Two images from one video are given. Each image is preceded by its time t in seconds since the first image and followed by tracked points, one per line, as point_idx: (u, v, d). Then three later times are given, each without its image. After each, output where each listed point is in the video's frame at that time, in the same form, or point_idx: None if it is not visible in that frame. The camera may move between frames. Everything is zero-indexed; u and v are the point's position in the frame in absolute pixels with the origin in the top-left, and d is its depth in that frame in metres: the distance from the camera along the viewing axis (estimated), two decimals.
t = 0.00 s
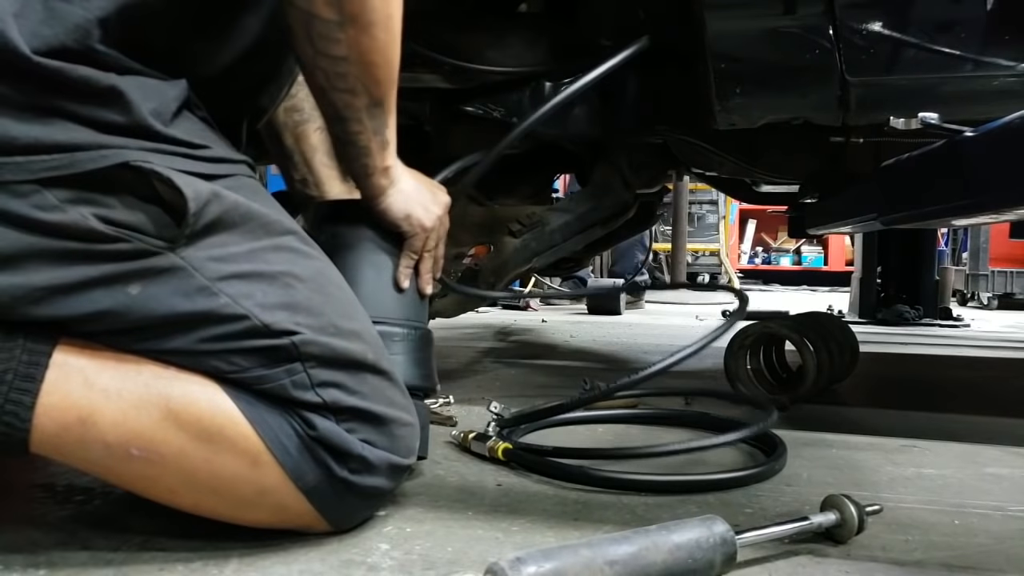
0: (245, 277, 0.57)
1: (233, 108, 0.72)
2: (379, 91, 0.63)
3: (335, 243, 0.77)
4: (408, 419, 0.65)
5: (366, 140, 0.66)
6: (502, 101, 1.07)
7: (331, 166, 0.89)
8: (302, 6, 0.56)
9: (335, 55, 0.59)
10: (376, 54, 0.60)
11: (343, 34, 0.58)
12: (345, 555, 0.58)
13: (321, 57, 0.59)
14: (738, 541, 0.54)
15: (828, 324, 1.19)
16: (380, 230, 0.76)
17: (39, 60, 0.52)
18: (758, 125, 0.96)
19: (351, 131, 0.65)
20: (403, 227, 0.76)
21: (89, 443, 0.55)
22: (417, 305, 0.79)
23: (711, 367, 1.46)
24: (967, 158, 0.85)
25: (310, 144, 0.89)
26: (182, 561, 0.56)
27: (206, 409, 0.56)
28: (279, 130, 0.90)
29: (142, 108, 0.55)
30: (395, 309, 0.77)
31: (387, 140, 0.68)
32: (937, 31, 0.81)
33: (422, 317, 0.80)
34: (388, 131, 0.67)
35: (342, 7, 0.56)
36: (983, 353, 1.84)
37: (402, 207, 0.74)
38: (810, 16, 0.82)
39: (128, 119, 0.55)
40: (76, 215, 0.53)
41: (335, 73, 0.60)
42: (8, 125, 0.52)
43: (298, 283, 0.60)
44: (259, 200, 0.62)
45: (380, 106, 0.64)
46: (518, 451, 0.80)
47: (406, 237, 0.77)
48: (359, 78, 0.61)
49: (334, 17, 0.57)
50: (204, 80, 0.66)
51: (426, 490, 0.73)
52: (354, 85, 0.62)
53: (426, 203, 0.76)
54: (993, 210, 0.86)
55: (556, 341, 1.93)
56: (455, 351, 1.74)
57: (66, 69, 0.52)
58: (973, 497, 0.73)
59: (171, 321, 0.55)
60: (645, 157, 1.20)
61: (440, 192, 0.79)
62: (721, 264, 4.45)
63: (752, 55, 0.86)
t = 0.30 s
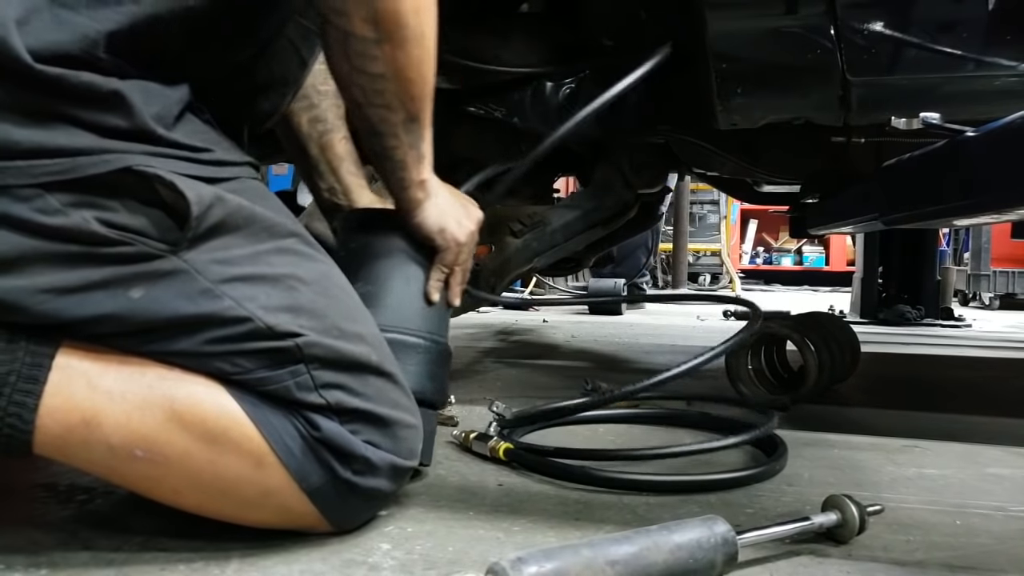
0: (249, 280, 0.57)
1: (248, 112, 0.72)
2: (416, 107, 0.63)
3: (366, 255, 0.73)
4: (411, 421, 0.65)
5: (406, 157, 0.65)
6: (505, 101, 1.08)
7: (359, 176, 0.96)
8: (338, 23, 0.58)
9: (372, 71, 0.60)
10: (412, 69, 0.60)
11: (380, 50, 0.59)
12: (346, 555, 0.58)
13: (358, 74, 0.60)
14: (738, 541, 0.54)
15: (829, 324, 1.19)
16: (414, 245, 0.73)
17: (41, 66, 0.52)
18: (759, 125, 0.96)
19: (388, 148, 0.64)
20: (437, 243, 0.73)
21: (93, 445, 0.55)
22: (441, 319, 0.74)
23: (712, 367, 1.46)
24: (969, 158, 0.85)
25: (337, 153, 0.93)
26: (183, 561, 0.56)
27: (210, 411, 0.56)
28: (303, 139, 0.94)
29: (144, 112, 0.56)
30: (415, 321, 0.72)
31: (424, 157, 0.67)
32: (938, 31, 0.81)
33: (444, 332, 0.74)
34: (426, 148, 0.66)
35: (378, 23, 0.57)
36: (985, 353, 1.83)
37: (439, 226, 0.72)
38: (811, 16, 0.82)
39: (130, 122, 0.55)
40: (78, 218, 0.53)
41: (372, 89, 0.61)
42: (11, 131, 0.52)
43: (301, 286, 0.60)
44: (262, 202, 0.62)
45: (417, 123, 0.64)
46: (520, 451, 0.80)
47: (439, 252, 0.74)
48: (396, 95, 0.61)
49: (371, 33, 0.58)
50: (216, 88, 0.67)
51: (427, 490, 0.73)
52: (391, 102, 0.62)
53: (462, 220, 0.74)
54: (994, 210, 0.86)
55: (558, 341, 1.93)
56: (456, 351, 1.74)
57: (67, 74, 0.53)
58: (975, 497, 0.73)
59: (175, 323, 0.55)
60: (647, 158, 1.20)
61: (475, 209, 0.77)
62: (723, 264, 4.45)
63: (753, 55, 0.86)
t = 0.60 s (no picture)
0: (257, 277, 0.57)
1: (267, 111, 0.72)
2: (454, 113, 0.64)
3: (390, 259, 0.73)
4: (415, 423, 0.65)
5: (443, 164, 0.66)
6: (507, 102, 1.09)
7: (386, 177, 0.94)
8: (380, 30, 0.60)
9: (413, 77, 0.61)
10: (450, 75, 0.62)
11: (422, 55, 0.60)
12: (347, 555, 0.58)
13: (400, 80, 0.62)
14: (740, 541, 0.54)
15: (830, 324, 1.19)
16: (441, 255, 0.72)
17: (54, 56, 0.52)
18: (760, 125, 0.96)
19: (426, 154, 0.66)
20: (464, 255, 0.73)
21: (98, 446, 0.55)
22: (455, 331, 0.74)
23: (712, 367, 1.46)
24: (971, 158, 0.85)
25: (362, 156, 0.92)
26: (184, 562, 0.56)
27: (216, 411, 0.56)
28: (330, 142, 0.94)
29: (157, 106, 0.56)
30: (431, 331, 0.71)
31: (459, 164, 0.68)
32: (939, 31, 0.81)
33: (457, 346, 0.74)
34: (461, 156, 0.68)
35: (420, 30, 0.59)
36: (986, 353, 1.83)
37: (469, 237, 0.72)
38: (813, 16, 0.82)
39: (143, 117, 0.55)
40: (91, 211, 0.53)
41: (413, 95, 0.63)
42: (26, 122, 0.52)
43: (308, 285, 0.60)
44: (271, 200, 0.62)
45: (454, 129, 0.66)
46: (521, 451, 0.80)
47: (465, 265, 0.73)
48: (434, 101, 0.63)
49: (413, 39, 0.60)
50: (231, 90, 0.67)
51: (428, 489, 0.73)
52: (431, 107, 0.63)
53: (489, 233, 0.74)
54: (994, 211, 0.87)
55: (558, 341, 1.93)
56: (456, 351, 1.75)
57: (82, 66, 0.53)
58: (976, 498, 0.73)
59: (183, 320, 0.55)
60: (649, 159, 1.20)
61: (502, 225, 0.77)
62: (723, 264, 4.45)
63: (755, 55, 0.86)
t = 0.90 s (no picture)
0: (260, 279, 0.58)
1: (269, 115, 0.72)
2: (464, 117, 0.65)
3: (399, 260, 0.73)
4: (417, 425, 0.65)
5: (453, 168, 0.67)
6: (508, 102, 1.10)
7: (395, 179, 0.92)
8: (390, 36, 0.61)
9: (423, 82, 0.63)
10: (460, 80, 0.63)
11: (431, 59, 0.61)
12: (349, 555, 0.58)
13: (409, 86, 0.63)
14: (741, 542, 0.54)
15: (831, 324, 1.19)
16: (450, 257, 0.73)
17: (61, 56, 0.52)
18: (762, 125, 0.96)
19: (435, 159, 0.67)
20: (473, 259, 0.73)
21: (100, 445, 0.55)
22: (460, 337, 0.74)
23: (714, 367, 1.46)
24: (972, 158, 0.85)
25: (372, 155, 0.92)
26: (185, 561, 0.56)
27: (218, 410, 0.56)
28: (339, 142, 0.93)
29: (162, 107, 0.56)
30: (439, 336, 0.71)
31: (469, 169, 0.69)
32: (940, 31, 0.81)
33: (462, 351, 0.74)
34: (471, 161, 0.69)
35: (430, 34, 0.60)
36: (987, 353, 1.83)
37: (479, 243, 0.72)
38: (813, 16, 0.82)
39: (149, 117, 0.55)
40: (97, 210, 0.53)
41: (422, 100, 0.64)
42: (31, 121, 0.52)
43: (312, 287, 0.60)
44: (277, 202, 0.62)
45: (464, 133, 0.67)
46: (523, 452, 0.80)
47: (474, 269, 0.74)
48: (444, 105, 0.64)
49: (423, 45, 0.61)
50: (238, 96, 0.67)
51: (429, 490, 0.73)
52: (440, 112, 0.64)
53: (500, 240, 0.74)
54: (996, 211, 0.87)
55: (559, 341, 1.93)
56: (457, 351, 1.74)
57: (88, 66, 0.53)
58: (978, 498, 0.73)
59: (185, 320, 0.55)
60: (650, 160, 1.20)
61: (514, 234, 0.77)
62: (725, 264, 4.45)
63: (756, 55, 0.86)
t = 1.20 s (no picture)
0: (250, 280, 0.57)
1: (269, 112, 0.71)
2: (465, 114, 0.65)
3: (400, 260, 0.73)
4: (414, 423, 0.65)
5: (454, 166, 0.67)
6: (507, 101, 1.08)
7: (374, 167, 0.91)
8: (389, 34, 0.61)
9: (423, 80, 0.63)
10: (460, 77, 0.63)
11: (431, 58, 0.61)
12: (349, 554, 0.58)
13: (409, 83, 0.63)
14: (742, 542, 0.54)
15: (832, 324, 1.19)
16: (450, 258, 0.73)
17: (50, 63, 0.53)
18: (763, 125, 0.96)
19: (436, 156, 0.67)
20: (473, 259, 0.73)
21: (94, 440, 0.55)
22: (458, 334, 0.74)
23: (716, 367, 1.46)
24: (973, 158, 0.86)
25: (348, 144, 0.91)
26: (186, 559, 0.56)
27: (211, 405, 0.56)
28: (320, 132, 0.94)
29: (149, 112, 0.56)
30: (436, 335, 0.71)
31: (470, 166, 0.69)
32: (943, 31, 0.81)
33: (461, 351, 0.74)
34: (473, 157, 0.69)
35: (429, 33, 0.60)
36: (990, 353, 1.83)
37: (480, 241, 0.73)
38: (814, 16, 0.82)
39: (134, 123, 0.55)
40: (84, 216, 0.53)
41: (423, 98, 0.64)
42: (19, 131, 0.52)
43: (303, 287, 0.60)
44: (269, 203, 0.62)
45: (464, 131, 0.67)
46: (524, 452, 0.80)
47: (473, 268, 0.74)
48: (445, 103, 0.64)
49: (422, 43, 0.61)
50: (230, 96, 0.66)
51: (430, 490, 0.73)
52: (441, 110, 0.64)
53: (501, 237, 0.75)
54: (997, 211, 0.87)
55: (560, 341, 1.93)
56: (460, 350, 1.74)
57: (72, 75, 0.53)
58: (980, 498, 0.73)
59: (179, 321, 0.55)
60: (650, 160, 1.20)
61: (513, 231, 0.77)
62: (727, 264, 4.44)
63: (756, 55, 0.86)
